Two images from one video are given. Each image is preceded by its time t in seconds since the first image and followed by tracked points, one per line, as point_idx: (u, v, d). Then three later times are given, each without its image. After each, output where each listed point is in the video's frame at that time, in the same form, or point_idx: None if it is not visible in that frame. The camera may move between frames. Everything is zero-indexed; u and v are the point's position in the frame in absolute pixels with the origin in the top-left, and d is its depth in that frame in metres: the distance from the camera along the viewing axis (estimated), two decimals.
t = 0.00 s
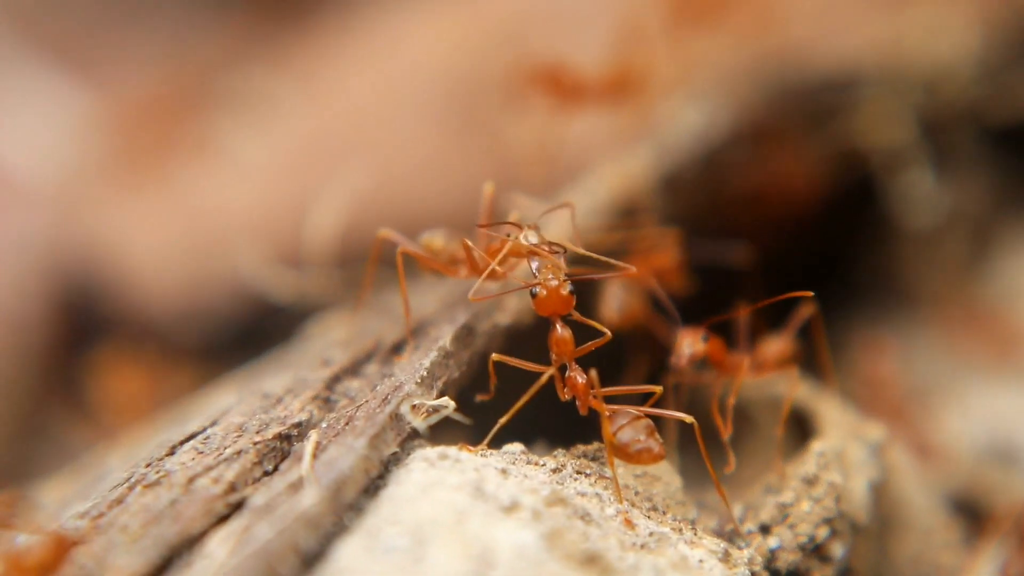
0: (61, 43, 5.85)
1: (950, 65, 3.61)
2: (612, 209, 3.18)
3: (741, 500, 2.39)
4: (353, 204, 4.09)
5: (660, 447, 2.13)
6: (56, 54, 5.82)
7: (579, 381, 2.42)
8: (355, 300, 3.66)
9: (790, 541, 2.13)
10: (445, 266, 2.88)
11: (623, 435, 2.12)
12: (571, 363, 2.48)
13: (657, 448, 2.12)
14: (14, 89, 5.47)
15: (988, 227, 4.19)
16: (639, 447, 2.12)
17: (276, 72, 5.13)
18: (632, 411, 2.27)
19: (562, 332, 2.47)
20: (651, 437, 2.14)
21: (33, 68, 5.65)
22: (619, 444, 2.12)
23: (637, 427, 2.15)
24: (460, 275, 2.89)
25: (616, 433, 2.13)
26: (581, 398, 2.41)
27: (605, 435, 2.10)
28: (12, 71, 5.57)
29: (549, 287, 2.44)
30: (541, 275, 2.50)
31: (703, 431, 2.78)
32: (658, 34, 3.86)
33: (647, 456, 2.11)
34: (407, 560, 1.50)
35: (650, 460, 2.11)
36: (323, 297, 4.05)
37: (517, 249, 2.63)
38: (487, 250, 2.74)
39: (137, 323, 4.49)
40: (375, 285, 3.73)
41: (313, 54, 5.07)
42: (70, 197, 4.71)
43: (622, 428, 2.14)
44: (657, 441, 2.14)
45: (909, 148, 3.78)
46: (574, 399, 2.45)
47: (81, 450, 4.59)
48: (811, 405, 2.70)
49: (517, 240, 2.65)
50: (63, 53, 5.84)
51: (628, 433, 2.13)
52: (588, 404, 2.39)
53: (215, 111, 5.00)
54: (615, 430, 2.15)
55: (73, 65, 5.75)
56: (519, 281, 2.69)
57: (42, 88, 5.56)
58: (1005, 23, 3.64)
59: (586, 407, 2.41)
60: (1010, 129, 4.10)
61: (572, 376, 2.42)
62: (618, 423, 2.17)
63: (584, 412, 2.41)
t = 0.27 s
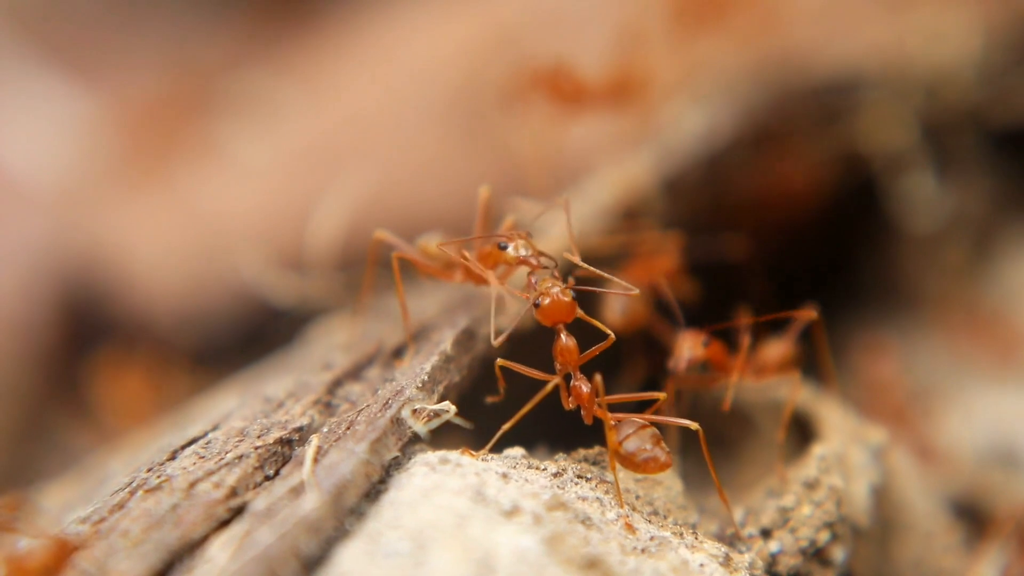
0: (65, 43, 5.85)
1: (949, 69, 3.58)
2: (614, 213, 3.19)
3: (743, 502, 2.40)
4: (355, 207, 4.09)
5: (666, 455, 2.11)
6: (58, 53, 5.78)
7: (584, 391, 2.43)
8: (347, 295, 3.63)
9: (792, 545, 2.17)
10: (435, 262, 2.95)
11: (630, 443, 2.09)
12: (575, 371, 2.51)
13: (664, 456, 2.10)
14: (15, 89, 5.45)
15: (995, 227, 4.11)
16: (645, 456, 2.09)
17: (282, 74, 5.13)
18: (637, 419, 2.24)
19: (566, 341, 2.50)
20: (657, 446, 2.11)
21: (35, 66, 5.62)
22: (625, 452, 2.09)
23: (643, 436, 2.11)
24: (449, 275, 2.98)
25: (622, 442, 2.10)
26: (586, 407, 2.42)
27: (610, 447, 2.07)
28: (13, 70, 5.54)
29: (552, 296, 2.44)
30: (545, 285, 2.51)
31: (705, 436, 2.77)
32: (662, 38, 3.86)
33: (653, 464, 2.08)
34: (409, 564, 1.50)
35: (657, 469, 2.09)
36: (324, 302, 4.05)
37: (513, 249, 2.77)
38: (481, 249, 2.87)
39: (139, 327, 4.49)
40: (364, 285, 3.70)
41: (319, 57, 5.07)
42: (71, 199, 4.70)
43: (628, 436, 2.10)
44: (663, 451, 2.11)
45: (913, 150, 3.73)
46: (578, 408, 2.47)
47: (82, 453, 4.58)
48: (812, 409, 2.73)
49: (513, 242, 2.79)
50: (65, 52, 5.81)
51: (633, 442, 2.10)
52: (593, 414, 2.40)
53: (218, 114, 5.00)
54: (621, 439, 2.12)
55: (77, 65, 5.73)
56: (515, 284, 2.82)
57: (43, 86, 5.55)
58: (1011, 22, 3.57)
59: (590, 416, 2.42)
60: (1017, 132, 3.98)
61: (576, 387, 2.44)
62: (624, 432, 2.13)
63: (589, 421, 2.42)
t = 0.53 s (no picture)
0: (68, 46, 5.85)
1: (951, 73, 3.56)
2: (616, 217, 3.20)
3: (745, 508, 2.41)
4: (358, 214, 4.10)
5: (672, 466, 2.12)
6: (63, 57, 5.77)
7: (590, 400, 2.41)
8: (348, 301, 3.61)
9: (795, 550, 2.19)
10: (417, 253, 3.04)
11: (636, 454, 2.09)
12: (581, 381, 2.50)
13: (669, 467, 2.10)
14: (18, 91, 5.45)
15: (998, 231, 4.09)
16: (651, 466, 2.09)
17: (288, 80, 5.13)
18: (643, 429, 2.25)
19: (572, 350, 2.49)
20: (663, 456, 2.12)
21: (39, 72, 5.61)
22: (631, 463, 2.09)
23: (649, 446, 2.11)
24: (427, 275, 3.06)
25: (629, 453, 2.10)
26: (591, 416, 2.41)
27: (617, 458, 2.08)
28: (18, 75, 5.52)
29: (556, 307, 2.45)
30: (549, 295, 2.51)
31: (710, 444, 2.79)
32: (665, 43, 3.86)
33: (659, 475, 2.09)
34: (412, 570, 1.50)
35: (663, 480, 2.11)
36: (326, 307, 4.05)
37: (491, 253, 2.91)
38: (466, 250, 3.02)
39: (142, 333, 4.50)
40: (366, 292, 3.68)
41: (324, 63, 5.07)
42: (75, 206, 4.72)
43: (635, 447, 2.11)
44: (669, 461, 2.12)
45: (914, 155, 3.73)
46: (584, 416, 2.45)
47: (86, 460, 4.59)
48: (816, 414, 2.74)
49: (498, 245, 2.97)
50: (70, 56, 5.80)
51: (640, 452, 2.10)
52: (598, 422, 2.39)
53: (222, 119, 5.01)
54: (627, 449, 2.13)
55: (82, 70, 5.72)
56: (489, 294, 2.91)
57: (46, 90, 5.55)
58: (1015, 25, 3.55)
59: (595, 426, 2.42)
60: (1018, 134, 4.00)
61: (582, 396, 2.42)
62: (630, 441, 2.13)
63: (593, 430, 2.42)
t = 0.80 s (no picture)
0: (69, 48, 5.83)
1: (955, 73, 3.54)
2: (618, 221, 3.19)
3: (747, 511, 2.41)
4: (360, 218, 4.10)
5: (676, 467, 2.11)
6: (65, 61, 5.76)
7: (590, 405, 2.42)
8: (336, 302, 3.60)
9: (795, 554, 2.21)
10: (404, 256, 3.41)
11: (641, 457, 2.07)
12: (579, 388, 2.50)
13: (675, 469, 2.10)
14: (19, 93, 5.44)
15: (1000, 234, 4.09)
16: (656, 468, 2.08)
17: (291, 84, 5.13)
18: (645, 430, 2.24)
19: (568, 359, 2.50)
20: (668, 458, 2.11)
21: (41, 76, 5.59)
22: (636, 465, 2.08)
23: (653, 448, 2.10)
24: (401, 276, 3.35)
25: (634, 455, 2.08)
26: (592, 421, 2.41)
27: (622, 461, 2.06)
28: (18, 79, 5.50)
29: (540, 321, 2.43)
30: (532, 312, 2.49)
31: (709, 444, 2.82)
32: (667, 45, 3.85)
33: (665, 477, 2.08)
34: (413, 574, 1.50)
35: (669, 481, 2.10)
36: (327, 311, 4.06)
37: (425, 276, 3.02)
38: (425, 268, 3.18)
39: (143, 337, 4.50)
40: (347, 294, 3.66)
41: (327, 67, 5.07)
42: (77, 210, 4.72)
43: (640, 450, 2.09)
44: (674, 462, 2.11)
45: (916, 157, 3.73)
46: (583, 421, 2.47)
47: (87, 465, 4.59)
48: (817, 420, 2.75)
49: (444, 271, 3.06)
50: (72, 60, 5.78)
51: (645, 454, 2.08)
52: (600, 427, 2.39)
53: (224, 123, 5.02)
54: (631, 450, 2.11)
55: (84, 73, 5.71)
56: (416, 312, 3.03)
57: (48, 93, 5.54)
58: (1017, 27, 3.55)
59: (596, 430, 2.41)
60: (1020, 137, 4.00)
61: (581, 403, 2.43)
62: (634, 443, 2.11)
63: (595, 435, 2.41)
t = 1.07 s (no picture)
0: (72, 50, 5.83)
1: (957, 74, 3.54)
2: (620, 223, 3.19)
3: (748, 513, 2.41)
4: (362, 221, 4.10)
5: (675, 464, 2.14)
6: (68, 62, 5.76)
7: (585, 405, 2.40)
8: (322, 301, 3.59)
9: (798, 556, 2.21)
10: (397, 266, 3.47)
11: (641, 454, 2.10)
12: (574, 387, 2.45)
13: (674, 465, 2.12)
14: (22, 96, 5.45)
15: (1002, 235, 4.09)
16: (656, 466, 2.11)
17: (292, 86, 5.13)
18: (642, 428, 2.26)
19: (561, 359, 2.42)
20: (667, 455, 2.14)
21: (42, 78, 5.59)
22: (635, 463, 2.11)
23: (653, 446, 2.13)
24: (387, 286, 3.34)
25: (635, 453, 2.11)
26: (589, 422, 2.40)
27: (622, 458, 2.08)
28: (18, 82, 5.50)
29: (527, 329, 2.35)
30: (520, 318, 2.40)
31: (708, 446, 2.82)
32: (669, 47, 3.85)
33: (665, 474, 2.11)
34: None
35: (669, 479, 2.13)
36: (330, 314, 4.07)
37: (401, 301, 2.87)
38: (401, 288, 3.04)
39: (146, 339, 4.50)
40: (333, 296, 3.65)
41: (329, 69, 5.07)
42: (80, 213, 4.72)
43: (640, 448, 2.12)
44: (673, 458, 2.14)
45: (917, 160, 3.72)
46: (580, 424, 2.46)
47: (91, 467, 4.60)
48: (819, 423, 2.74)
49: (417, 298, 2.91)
50: (74, 61, 5.78)
51: (644, 452, 2.11)
52: (597, 427, 2.38)
53: (227, 126, 5.03)
54: (630, 449, 2.14)
55: (86, 75, 5.71)
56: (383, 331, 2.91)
57: (51, 96, 5.55)
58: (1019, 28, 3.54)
59: (593, 430, 2.41)
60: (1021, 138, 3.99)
61: (576, 403, 2.41)
62: (633, 441, 2.14)
63: (591, 434, 2.42)
